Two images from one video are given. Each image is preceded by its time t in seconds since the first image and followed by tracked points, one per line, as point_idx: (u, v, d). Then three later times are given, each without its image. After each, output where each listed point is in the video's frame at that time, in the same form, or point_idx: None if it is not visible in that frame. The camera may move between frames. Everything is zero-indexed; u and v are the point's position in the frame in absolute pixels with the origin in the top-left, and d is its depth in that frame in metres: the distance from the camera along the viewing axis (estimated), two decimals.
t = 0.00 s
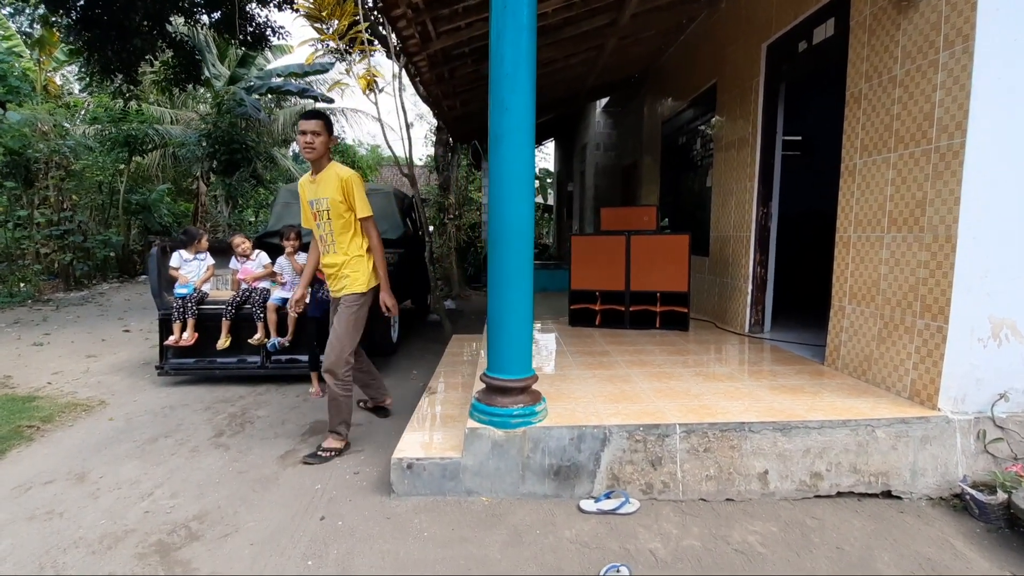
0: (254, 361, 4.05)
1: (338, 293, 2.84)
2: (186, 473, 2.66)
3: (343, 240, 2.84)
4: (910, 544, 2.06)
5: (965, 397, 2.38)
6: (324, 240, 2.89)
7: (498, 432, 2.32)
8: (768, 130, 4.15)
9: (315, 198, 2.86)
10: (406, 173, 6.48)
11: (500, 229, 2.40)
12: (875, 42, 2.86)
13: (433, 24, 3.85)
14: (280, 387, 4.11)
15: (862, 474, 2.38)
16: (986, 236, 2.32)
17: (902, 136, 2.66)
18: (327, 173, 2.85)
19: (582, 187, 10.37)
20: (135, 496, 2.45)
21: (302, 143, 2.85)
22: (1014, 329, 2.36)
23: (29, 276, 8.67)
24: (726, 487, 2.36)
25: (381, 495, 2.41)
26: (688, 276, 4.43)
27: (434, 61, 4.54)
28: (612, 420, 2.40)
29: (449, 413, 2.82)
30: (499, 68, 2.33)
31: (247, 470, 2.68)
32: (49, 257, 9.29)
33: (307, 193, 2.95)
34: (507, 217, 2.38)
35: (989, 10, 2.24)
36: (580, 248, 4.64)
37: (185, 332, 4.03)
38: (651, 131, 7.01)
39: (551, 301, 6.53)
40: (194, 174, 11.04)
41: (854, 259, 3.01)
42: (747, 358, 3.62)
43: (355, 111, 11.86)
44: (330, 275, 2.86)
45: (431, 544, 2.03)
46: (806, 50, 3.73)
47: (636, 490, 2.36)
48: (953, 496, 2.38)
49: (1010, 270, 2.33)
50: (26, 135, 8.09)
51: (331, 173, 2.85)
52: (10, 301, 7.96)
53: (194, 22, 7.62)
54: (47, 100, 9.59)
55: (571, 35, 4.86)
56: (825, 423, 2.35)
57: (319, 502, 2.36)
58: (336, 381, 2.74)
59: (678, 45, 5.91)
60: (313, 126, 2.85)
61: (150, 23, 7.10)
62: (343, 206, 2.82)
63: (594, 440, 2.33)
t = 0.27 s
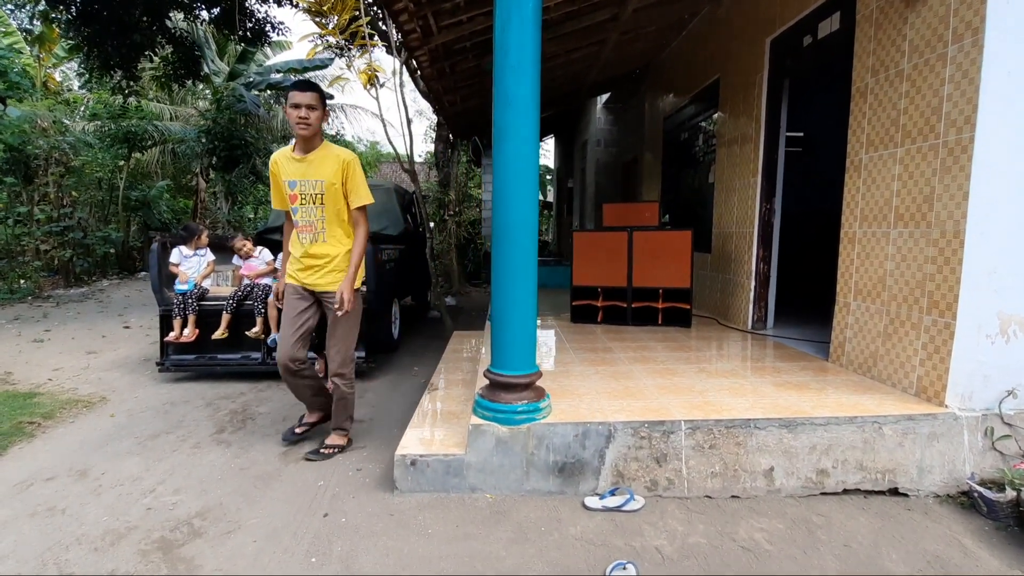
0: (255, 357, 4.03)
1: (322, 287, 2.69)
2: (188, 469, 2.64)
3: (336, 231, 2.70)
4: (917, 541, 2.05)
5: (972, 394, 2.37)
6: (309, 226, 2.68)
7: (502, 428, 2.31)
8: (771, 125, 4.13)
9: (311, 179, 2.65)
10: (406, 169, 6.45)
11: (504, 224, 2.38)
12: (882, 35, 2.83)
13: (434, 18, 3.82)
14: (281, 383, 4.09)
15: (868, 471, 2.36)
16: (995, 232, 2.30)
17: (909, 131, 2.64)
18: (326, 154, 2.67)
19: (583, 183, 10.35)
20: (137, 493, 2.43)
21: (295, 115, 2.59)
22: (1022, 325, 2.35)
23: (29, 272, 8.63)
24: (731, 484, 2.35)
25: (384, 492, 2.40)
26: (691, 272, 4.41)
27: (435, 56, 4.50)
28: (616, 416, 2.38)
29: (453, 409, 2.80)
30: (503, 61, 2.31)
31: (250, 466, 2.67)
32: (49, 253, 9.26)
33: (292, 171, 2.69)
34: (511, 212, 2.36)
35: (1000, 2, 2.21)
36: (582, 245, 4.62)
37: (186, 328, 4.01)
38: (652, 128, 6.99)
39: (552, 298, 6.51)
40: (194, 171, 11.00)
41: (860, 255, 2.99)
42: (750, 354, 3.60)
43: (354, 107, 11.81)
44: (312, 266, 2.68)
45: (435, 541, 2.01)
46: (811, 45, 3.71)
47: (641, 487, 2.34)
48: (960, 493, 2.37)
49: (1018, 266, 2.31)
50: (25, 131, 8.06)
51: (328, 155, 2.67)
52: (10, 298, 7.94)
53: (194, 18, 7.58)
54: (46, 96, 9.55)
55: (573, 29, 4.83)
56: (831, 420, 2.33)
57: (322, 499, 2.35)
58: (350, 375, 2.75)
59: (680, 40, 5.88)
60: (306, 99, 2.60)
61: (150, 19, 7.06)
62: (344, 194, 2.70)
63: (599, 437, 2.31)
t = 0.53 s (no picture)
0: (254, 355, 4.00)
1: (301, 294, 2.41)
2: (188, 469, 2.62)
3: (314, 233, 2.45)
4: (923, 538, 2.04)
5: (978, 389, 2.35)
6: (284, 228, 2.38)
7: (504, 426, 2.28)
8: (772, 119, 4.10)
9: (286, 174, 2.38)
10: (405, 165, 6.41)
11: (505, 219, 2.35)
12: (885, 27, 2.80)
13: (432, 12, 3.78)
14: (281, 381, 4.06)
15: (872, 467, 2.35)
16: (1000, 226, 2.28)
17: (913, 124, 2.61)
18: (301, 146, 2.41)
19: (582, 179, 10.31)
20: (137, 492, 2.41)
21: (261, 100, 2.28)
22: None
23: (27, 271, 8.55)
24: (735, 481, 2.33)
25: (385, 491, 2.38)
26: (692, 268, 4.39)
27: (433, 50, 4.47)
28: (619, 413, 2.36)
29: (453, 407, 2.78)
30: (503, 54, 2.27)
31: (250, 465, 2.65)
32: (46, 251, 9.21)
33: (259, 164, 2.37)
34: (512, 208, 2.34)
35: None
36: (582, 240, 4.59)
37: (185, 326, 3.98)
38: (651, 122, 6.96)
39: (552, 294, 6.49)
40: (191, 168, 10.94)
41: (863, 250, 2.97)
42: (752, 350, 3.58)
43: (352, 103, 11.74)
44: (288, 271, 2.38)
45: (438, 540, 1.99)
46: (812, 38, 3.68)
47: (644, 484, 2.33)
48: (965, 489, 2.36)
49: None
50: (21, 129, 8.00)
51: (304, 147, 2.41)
52: (8, 296, 7.90)
53: (190, 14, 7.52)
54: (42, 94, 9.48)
55: (573, 23, 4.79)
56: (835, 416, 2.32)
57: (323, 497, 2.33)
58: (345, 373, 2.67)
59: (679, 34, 5.84)
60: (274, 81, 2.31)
61: (146, 15, 7.00)
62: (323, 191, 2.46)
63: (602, 434, 2.30)
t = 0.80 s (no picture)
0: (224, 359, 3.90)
1: (219, 302, 2.00)
2: (157, 480, 2.51)
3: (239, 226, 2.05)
4: (901, 528, 2.07)
5: (949, 380, 2.40)
6: (206, 218, 1.99)
7: (485, 428, 2.24)
8: (746, 115, 4.14)
9: (201, 152, 1.96)
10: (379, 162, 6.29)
11: (483, 217, 2.30)
12: (857, 23, 2.84)
13: (405, 5, 3.69)
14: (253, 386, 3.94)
15: (850, 459, 2.38)
16: (969, 219, 2.32)
17: (885, 119, 2.65)
18: (219, 117, 2.00)
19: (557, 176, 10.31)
20: (102, 506, 2.29)
21: (164, 56, 1.88)
22: (996, 311, 2.39)
23: None
24: (717, 477, 2.34)
25: (364, 497, 2.31)
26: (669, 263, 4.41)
27: (406, 45, 4.39)
28: (601, 412, 2.34)
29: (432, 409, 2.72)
30: (479, 47, 2.22)
31: (222, 474, 2.54)
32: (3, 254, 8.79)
33: (168, 141, 1.95)
34: (490, 205, 2.29)
35: None
36: (560, 237, 4.57)
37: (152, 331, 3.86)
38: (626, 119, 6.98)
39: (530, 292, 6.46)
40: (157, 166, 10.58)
41: (836, 244, 3.01)
42: (729, 345, 3.62)
43: (323, 100, 11.50)
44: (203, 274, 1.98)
45: (419, 547, 1.94)
46: (784, 34, 3.72)
47: (627, 482, 2.31)
48: (938, 478, 2.41)
49: (991, 253, 2.35)
50: None
51: (226, 119, 2.01)
52: None
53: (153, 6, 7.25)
54: None
55: (548, 18, 4.76)
56: (813, 409, 2.34)
57: (299, 506, 2.25)
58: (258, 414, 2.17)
59: (653, 31, 5.87)
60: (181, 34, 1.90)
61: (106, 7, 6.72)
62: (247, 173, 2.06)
63: (584, 434, 2.27)
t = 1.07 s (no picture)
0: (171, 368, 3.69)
1: (120, 320, 1.69)
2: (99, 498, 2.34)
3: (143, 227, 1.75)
4: (856, 513, 2.13)
5: (897, 368, 2.50)
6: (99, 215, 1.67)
7: (449, 431, 2.18)
8: (702, 112, 4.20)
9: (94, 130, 1.62)
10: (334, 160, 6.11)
11: (443, 215, 2.24)
12: (807, 22, 2.91)
13: None
14: (204, 394, 3.76)
15: (806, 448, 2.44)
16: (914, 213, 2.42)
17: (834, 116, 2.73)
18: (119, 90, 1.66)
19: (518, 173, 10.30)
20: (37, 529, 2.12)
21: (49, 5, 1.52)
22: (938, 300, 2.50)
23: None
24: (681, 471, 2.36)
25: (324, 508, 2.22)
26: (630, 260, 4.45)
27: (360, 38, 4.27)
28: (565, 410, 2.33)
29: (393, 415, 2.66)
30: (435, 40, 2.16)
31: (170, 490, 2.40)
32: None
33: (51, 113, 1.61)
34: (450, 202, 2.23)
35: None
36: (522, 235, 4.54)
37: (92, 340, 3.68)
38: (585, 116, 7.02)
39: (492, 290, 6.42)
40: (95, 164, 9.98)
41: (789, 239, 3.09)
42: (690, 339, 3.67)
43: (275, 95, 11.11)
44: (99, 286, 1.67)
45: (384, 558, 1.87)
46: (738, 33, 3.79)
47: (593, 480, 2.31)
48: (888, 462, 2.50)
49: (934, 245, 2.45)
50: None
51: (127, 94, 1.67)
52: None
53: None
54: None
55: (506, 14, 4.72)
56: (772, 400, 2.39)
57: (255, 520, 2.14)
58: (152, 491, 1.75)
59: (610, 28, 5.91)
60: None
61: None
62: (158, 162, 1.75)
63: (550, 433, 2.25)
